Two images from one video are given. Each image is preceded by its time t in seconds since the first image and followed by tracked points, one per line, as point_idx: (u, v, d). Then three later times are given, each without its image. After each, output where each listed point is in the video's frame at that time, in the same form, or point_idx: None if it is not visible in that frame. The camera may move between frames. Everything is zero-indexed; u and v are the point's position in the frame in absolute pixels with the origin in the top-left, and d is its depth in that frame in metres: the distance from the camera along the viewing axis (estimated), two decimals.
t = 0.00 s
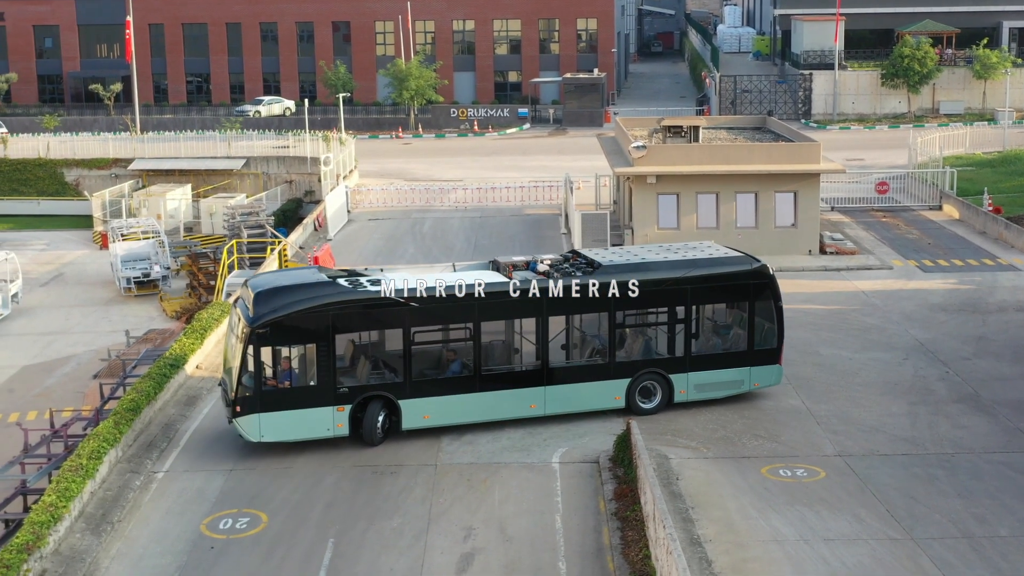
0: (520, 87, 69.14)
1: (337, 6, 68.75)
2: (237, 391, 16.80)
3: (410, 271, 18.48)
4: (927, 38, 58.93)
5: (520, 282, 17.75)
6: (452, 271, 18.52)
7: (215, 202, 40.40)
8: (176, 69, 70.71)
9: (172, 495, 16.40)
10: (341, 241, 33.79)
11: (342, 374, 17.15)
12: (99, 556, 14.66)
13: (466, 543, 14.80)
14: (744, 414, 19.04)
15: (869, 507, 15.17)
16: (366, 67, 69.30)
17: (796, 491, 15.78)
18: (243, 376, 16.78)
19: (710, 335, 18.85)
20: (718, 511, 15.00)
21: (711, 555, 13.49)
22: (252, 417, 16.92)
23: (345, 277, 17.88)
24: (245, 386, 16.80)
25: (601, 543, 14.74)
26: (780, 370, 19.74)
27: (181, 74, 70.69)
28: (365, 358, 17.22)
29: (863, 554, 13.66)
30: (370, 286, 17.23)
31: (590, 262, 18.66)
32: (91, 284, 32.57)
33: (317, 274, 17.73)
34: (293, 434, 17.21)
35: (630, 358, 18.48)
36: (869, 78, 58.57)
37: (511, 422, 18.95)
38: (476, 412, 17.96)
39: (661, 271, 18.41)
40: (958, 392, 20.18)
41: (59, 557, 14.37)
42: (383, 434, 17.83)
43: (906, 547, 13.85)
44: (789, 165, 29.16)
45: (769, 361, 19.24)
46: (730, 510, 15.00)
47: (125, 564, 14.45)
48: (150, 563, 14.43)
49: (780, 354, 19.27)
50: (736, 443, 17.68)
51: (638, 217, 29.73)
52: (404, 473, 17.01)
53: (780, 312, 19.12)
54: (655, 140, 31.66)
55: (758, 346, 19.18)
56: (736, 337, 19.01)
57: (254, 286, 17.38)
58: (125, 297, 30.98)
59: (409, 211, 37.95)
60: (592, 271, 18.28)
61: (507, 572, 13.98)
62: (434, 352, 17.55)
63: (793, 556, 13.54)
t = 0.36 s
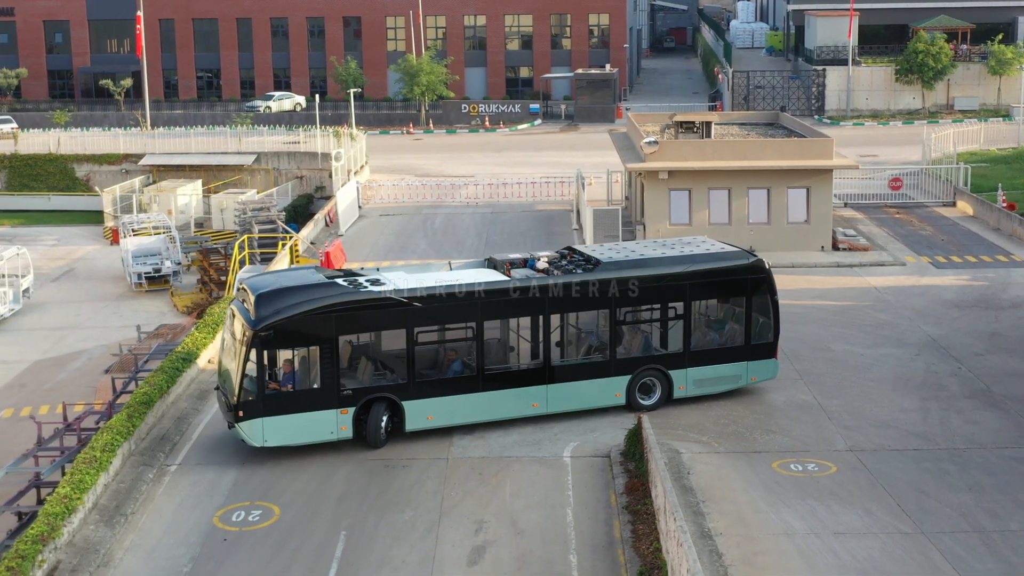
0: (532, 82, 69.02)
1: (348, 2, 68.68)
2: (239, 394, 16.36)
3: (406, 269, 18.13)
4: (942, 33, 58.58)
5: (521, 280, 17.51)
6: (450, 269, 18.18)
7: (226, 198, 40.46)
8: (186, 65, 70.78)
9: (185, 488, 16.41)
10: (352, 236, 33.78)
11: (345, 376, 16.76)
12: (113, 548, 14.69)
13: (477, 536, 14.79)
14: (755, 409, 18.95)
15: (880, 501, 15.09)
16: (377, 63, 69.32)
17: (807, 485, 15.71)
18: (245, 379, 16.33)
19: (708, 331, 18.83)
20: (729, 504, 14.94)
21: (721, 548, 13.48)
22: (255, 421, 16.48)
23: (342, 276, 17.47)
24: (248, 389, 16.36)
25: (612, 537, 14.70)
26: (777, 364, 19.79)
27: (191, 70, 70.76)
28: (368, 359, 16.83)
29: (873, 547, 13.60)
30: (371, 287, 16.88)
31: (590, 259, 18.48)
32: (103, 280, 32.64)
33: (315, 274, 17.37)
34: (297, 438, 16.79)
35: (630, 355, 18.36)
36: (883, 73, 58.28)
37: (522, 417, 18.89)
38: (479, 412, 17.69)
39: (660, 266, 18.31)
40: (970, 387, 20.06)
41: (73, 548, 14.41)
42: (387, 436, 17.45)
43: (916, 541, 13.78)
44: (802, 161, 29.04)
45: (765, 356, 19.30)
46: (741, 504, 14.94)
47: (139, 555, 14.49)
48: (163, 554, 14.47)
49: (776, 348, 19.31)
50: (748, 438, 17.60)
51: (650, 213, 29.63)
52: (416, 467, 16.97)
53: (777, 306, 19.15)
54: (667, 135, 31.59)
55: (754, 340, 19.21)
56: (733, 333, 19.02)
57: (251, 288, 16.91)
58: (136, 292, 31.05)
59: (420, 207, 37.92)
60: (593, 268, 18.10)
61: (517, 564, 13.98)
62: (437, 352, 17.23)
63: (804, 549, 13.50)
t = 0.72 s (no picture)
0: (543, 78, 68.90)
1: None
2: (244, 397, 15.94)
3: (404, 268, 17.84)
4: (956, 29, 58.29)
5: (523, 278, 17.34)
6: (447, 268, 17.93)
7: (236, 193, 40.54)
8: (196, 60, 70.79)
9: (197, 480, 16.43)
10: (362, 232, 33.78)
11: (349, 377, 16.42)
12: (127, 538, 14.72)
13: (488, 528, 14.78)
14: (766, 403, 18.89)
15: (890, 495, 15.03)
16: (387, 58, 69.27)
17: (817, 478, 15.65)
18: (250, 381, 15.93)
19: (707, 326, 18.77)
20: (738, 497, 14.89)
21: (730, 540, 13.46)
22: (260, 424, 16.06)
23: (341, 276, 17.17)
24: (253, 392, 15.95)
25: (622, 529, 14.68)
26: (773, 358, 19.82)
27: (201, 65, 70.78)
28: (372, 361, 16.51)
29: (881, 540, 13.55)
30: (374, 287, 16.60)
31: (589, 256, 18.36)
32: (114, 274, 32.73)
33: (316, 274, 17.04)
34: (301, 441, 16.40)
35: (631, 352, 18.27)
36: (896, 69, 58.00)
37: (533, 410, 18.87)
38: (482, 411, 17.48)
39: (659, 262, 18.24)
40: (981, 382, 19.97)
41: (87, 539, 14.44)
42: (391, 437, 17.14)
43: (924, 534, 13.73)
44: (814, 156, 28.91)
45: (763, 350, 19.29)
46: (751, 497, 14.89)
47: (152, 545, 14.52)
48: (176, 544, 14.50)
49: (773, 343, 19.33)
50: (758, 432, 17.54)
51: (661, 208, 29.59)
52: (426, 459, 16.95)
53: (774, 301, 19.17)
54: (679, 130, 31.53)
55: (752, 335, 19.19)
56: (731, 328, 18.99)
57: (252, 290, 16.53)
58: (147, 287, 31.13)
59: (430, 202, 37.90)
60: (593, 265, 17.99)
61: (528, 555, 13.97)
62: (441, 351, 16.98)
63: (812, 542, 13.46)
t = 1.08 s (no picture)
0: (554, 74, 68.80)
1: None
2: (250, 398, 15.70)
3: (404, 267, 17.65)
4: (969, 25, 58.00)
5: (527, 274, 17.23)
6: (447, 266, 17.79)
7: (246, 188, 40.60)
8: (206, 55, 70.80)
9: (209, 472, 16.48)
10: (373, 227, 33.81)
11: (356, 377, 16.24)
12: (141, 528, 14.78)
13: (498, 518, 14.80)
14: (776, 397, 18.86)
15: (898, 487, 14.99)
16: (398, 53, 69.25)
17: (825, 471, 15.62)
18: (257, 381, 15.69)
19: (704, 320, 18.78)
20: (747, 489, 14.87)
21: (738, 530, 13.47)
22: (267, 426, 15.83)
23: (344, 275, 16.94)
24: (260, 393, 15.71)
25: (632, 520, 14.67)
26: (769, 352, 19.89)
27: (210, 60, 70.78)
28: (377, 360, 16.33)
29: (889, 531, 13.53)
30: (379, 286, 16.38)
31: (590, 253, 18.25)
32: (125, 269, 32.83)
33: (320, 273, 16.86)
34: (309, 442, 16.20)
35: (632, 348, 18.22)
36: (909, 65, 57.63)
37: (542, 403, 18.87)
38: (487, 408, 17.33)
39: (660, 257, 18.19)
40: (991, 376, 19.90)
41: (102, 528, 14.50)
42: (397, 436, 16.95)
43: (932, 525, 13.70)
44: (826, 152, 28.80)
45: (758, 344, 19.36)
46: (760, 488, 14.88)
47: (165, 535, 14.58)
48: (189, 533, 14.56)
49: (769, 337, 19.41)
50: (767, 425, 17.51)
51: (672, 205, 29.53)
52: (437, 452, 16.96)
53: (770, 295, 19.24)
54: (690, 126, 31.44)
55: (748, 328, 19.24)
56: (728, 323, 19.02)
57: (256, 289, 16.24)
58: (158, 282, 31.20)
59: (440, 197, 37.91)
60: (596, 261, 17.90)
61: (538, 546, 13.99)
62: (447, 349, 16.81)
63: (821, 532, 13.44)
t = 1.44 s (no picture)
0: (563, 69, 68.62)
1: None
2: (258, 398, 15.53)
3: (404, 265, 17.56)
4: (981, 20, 57.64)
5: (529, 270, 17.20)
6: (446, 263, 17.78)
7: (255, 183, 40.65)
8: (215, 51, 70.83)
9: (220, 463, 16.50)
10: (382, 222, 33.80)
11: (363, 376, 16.11)
12: (153, 518, 14.80)
13: (508, 509, 14.81)
14: (784, 391, 18.81)
15: (906, 479, 14.94)
16: (407, 49, 69.18)
17: (833, 463, 15.58)
18: (264, 382, 15.52)
19: (702, 314, 18.76)
20: (755, 481, 14.84)
21: (746, 521, 13.45)
22: (275, 426, 15.66)
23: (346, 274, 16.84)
24: (267, 393, 15.55)
25: (640, 511, 14.66)
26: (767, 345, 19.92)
27: (219, 56, 70.80)
28: (382, 359, 16.21)
29: (896, 522, 13.48)
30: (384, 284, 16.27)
31: (590, 248, 18.21)
32: (134, 264, 32.88)
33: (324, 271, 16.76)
34: (317, 442, 16.05)
35: (633, 343, 18.20)
36: (921, 61, 57.26)
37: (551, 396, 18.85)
38: (493, 406, 17.25)
39: (660, 252, 18.19)
40: (1000, 370, 19.82)
41: (115, 517, 14.51)
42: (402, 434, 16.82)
43: (938, 517, 13.66)
44: (836, 147, 28.66)
45: (757, 337, 19.36)
46: (768, 480, 14.84)
47: (177, 525, 14.61)
48: (202, 524, 14.60)
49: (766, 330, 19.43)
50: (775, 419, 17.47)
51: (682, 200, 29.48)
52: (446, 445, 16.96)
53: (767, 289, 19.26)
54: (700, 121, 31.40)
55: (746, 322, 19.25)
56: (727, 317, 19.03)
57: (260, 289, 16.08)
58: (167, 276, 31.23)
59: (450, 192, 37.88)
60: (596, 257, 17.88)
61: (547, 537, 13.99)
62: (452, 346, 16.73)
63: (828, 523, 13.41)
